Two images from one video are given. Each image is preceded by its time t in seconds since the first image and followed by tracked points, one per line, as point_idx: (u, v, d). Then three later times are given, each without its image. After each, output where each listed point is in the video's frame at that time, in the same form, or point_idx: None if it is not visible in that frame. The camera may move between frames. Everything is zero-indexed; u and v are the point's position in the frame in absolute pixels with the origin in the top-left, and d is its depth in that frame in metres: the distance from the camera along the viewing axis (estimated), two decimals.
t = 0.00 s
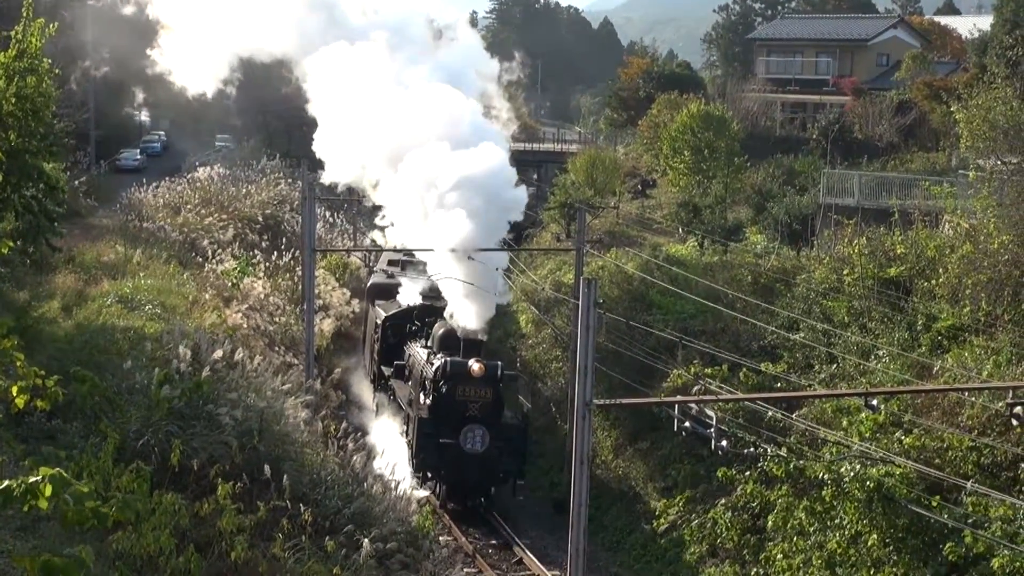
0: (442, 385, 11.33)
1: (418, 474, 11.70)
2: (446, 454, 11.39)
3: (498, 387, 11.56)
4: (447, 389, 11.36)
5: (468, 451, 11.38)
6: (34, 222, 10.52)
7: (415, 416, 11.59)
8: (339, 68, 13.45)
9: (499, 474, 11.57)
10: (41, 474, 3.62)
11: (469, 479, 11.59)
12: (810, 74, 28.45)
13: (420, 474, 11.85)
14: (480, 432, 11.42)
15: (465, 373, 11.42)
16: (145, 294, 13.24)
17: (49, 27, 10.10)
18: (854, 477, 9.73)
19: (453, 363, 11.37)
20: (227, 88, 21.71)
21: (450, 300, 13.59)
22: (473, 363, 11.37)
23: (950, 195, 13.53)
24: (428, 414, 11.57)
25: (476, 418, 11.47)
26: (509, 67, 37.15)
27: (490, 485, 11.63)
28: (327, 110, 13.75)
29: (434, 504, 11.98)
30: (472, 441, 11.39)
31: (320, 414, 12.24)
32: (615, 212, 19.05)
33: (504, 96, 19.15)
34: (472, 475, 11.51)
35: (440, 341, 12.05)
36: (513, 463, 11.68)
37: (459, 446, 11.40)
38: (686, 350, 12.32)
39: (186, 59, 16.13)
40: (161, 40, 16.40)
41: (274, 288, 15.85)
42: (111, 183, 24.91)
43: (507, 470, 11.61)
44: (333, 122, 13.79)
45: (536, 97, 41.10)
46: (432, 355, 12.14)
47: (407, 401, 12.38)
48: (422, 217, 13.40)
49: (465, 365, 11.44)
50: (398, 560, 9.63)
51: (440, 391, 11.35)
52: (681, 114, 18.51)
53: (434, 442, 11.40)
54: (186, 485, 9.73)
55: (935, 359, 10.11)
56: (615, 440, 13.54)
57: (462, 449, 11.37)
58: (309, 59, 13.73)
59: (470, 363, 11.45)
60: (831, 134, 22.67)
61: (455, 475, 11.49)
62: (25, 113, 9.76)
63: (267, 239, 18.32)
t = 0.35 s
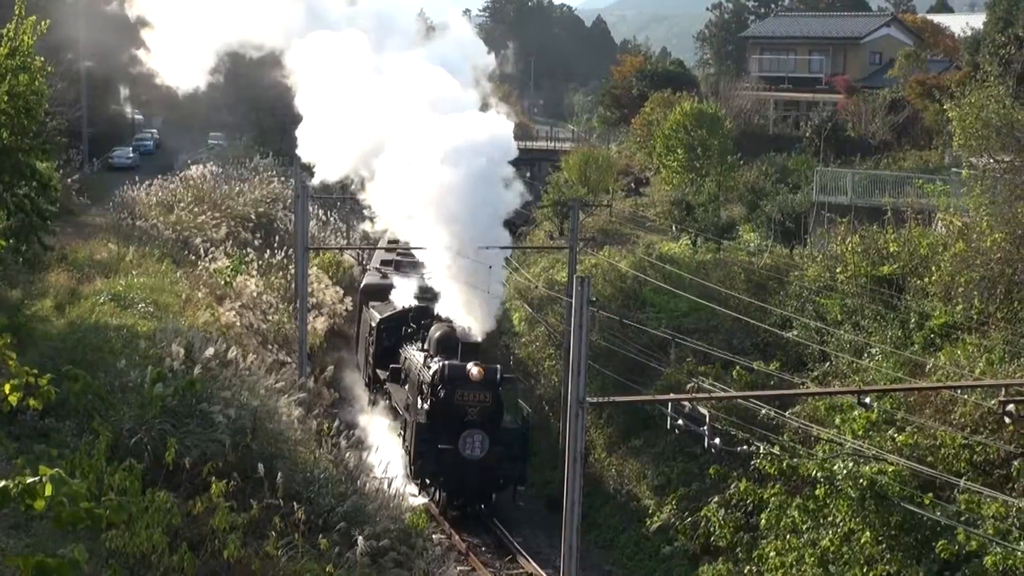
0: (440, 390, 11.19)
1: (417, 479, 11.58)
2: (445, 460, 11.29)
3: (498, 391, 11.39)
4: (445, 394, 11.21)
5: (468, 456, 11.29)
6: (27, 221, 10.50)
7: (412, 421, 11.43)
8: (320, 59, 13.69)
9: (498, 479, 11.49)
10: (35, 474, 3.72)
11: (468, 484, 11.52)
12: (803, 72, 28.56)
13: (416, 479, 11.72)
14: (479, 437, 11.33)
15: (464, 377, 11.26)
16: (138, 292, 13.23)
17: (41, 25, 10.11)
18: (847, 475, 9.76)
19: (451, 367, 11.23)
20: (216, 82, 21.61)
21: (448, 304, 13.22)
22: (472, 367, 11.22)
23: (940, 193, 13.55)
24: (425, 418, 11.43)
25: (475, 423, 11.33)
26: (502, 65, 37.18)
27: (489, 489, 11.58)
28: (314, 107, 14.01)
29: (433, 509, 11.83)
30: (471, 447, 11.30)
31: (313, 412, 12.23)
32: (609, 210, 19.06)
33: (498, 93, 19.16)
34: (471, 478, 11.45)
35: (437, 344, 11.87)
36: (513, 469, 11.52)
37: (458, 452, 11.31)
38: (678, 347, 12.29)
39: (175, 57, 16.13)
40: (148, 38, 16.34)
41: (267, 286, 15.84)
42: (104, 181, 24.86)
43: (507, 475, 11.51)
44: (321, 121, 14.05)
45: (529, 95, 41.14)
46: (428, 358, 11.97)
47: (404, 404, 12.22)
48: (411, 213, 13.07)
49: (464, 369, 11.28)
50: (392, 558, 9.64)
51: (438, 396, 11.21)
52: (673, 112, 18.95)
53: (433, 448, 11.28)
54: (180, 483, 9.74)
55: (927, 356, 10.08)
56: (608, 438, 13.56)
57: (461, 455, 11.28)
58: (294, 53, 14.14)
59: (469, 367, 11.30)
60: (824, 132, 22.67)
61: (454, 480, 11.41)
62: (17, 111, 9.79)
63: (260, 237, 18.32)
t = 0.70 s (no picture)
0: (444, 391, 11.20)
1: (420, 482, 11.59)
2: (448, 462, 11.30)
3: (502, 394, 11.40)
4: (449, 395, 11.22)
5: (471, 458, 11.31)
6: (28, 218, 10.63)
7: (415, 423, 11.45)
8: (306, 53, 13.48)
9: (501, 481, 11.51)
10: (38, 471, 4.04)
11: (471, 486, 11.52)
12: (794, 72, 28.58)
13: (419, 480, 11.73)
14: (483, 439, 11.34)
15: (468, 379, 11.27)
16: (139, 289, 13.38)
17: (42, 25, 10.16)
18: (835, 468, 10.12)
19: (455, 369, 11.22)
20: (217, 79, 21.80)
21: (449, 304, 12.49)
22: (477, 369, 11.27)
23: (928, 191, 13.71)
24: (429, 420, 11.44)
25: (479, 425, 11.34)
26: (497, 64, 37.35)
27: (492, 491, 11.58)
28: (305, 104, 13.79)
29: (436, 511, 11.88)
30: (474, 449, 11.32)
31: (310, 407, 12.39)
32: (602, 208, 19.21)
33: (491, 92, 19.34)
34: (473, 481, 11.46)
35: (439, 345, 11.94)
36: (516, 472, 11.53)
37: (461, 453, 11.33)
38: (670, 343, 12.47)
39: (169, 56, 16.27)
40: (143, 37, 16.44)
41: (266, 282, 15.99)
42: (107, 178, 25.01)
43: (510, 477, 11.52)
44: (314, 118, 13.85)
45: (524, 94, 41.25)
46: (431, 359, 12.02)
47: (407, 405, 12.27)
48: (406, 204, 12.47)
49: (468, 371, 11.28)
50: (388, 550, 9.81)
51: (441, 398, 11.25)
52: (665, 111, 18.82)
53: (436, 450, 11.31)
54: (180, 477, 9.91)
55: (915, 352, 10.27)
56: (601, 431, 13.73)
57: (464, 456, 11.30)
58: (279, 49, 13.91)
59: (473, 369, 11.31)
60: (814, 130, 22.76)
61: (458, 482, 11.41)
62: (18, 110, 9.91)
63: (258, 234, 18.50)
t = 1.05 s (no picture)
0: (449, 387, 11.81)
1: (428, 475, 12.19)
2: (453, 455, 11.86)
3: (505, 389, 12.03)
4: (454, 391, 11.83)
5: (477, 450, 11.89)
6: (56, 220, 11.39)
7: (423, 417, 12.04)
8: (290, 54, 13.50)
9: (506, 474, 12.08)
10: (62, 456, 4.16)
11: (476, 478, 12.08)
12: (767, 84, 30.56)
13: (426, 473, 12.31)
14: (488, 433, 11.93)
15: (472, 375, 11.90)
16: (159, 286, 14.15)
17: (67, 40, 11.05)
18: (806, 452, 10.97)
19: (460, 366, 11.84)
20: (233, 90, 22.74)
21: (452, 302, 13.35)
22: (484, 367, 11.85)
23: (892, 195, 14.57)
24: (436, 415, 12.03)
25: (484, 420, 11.94)
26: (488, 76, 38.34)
27: (496, 483, 12.14)
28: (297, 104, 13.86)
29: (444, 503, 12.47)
30: (479, 442, 11.91)
31: (319, 396, 13.16)
32: (591, 210, 20.08)
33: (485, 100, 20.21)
34: (479, 473, 12.06)
35: (444, 343, 12.58)
36: (520, 465, 12.14)
37: (467, 447, 11.90)
38: (653, 336, 13.29)
39: (178, 66, 17.07)
40: (155, 48, 17.25)
41: (277, 280, 16.76)
42: (130, 184, 25.88)
43: (513, 470, 12.08)
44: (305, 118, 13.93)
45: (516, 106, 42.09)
46: (435, 356, 12.64)
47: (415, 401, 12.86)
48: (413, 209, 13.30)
49: (472, 368, 11.92)
50: (391, 528, 10.53)
51: (447, 393, 11.84)
52: (648, 120, 20.17)
53: (442, 443, 11.89)
54: (197, 460, 10.62)
55: (881, 344, 11.21)
56: (591, 419, 14.52)
57: (469, 449, 11.88)
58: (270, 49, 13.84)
59: (478, 365, 11.93)
60: (786, 139, 23.82)
61: (463, 474, 11.97)
62: (46, 119, 10.76)
63: (270, 234, 19.26)
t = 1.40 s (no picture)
0: (450, 389, 12.06)
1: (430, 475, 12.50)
2: (455, 457, 12.20)
3: (505, 391, 12.27)
4: (455, 393, 12.09)
5: (477, 452, 12.19)
6: (65, 223, 11.86)
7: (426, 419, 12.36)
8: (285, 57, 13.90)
9: (507, 474, 12.39)
10: (71, 454, 4.79)
11: (478, 478, 12.43)
12: (748, 91, 31.28)
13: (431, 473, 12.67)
14: (489, 435, 12.24)
15: (473, 378, 12.14)
16: (163, 285, 14.60)
17: (76, 50, 11.54)
18: (786, 443, 11.29)
19: (461, 368, 12.08)
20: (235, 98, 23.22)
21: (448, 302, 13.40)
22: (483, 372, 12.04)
23: (866, 197, 15.11)
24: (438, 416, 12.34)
25: (484, 421, 12.23)
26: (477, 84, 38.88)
27: (499, 483, 12.48)
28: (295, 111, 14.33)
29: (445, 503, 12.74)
30: (480, 444, 12.23)
31: (318, 391, 13.62)
32: (578, 212, 20.64)
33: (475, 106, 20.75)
34: (480, 473, 12.34)
35: (444, 345, 12.70)
36: (520, 465, 12.43)
37: (468, 448, 12.23)
38: (638, 333, 13.81)
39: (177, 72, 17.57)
40: (156, 56, 17.74)
41: (276, 279, 17.23)
42: (132, 187, 26.31)
43: (514, 470, 12.39)
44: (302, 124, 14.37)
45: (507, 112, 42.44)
46: (435, 358, 12.83)
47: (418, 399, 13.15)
48: (416, 210, 13.55)
49: (473, 370, 12.15)
50: (386, 518, 10.96)
51: (448, 397, 12.10)
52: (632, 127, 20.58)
53: (445, 445, 12.23)
54: (200, 453, 11.03)
55: (857, 340, 11.77)
56: (580, 414, 14.99)
57: (471, 451, 12.20)
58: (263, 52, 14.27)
59: (477, 369, 12.14)
60: (765, 143, 24.42)
61: (465, 476, 12.29)
62: (55, 125, 11.24)
63: (270, 235, 19.72)
